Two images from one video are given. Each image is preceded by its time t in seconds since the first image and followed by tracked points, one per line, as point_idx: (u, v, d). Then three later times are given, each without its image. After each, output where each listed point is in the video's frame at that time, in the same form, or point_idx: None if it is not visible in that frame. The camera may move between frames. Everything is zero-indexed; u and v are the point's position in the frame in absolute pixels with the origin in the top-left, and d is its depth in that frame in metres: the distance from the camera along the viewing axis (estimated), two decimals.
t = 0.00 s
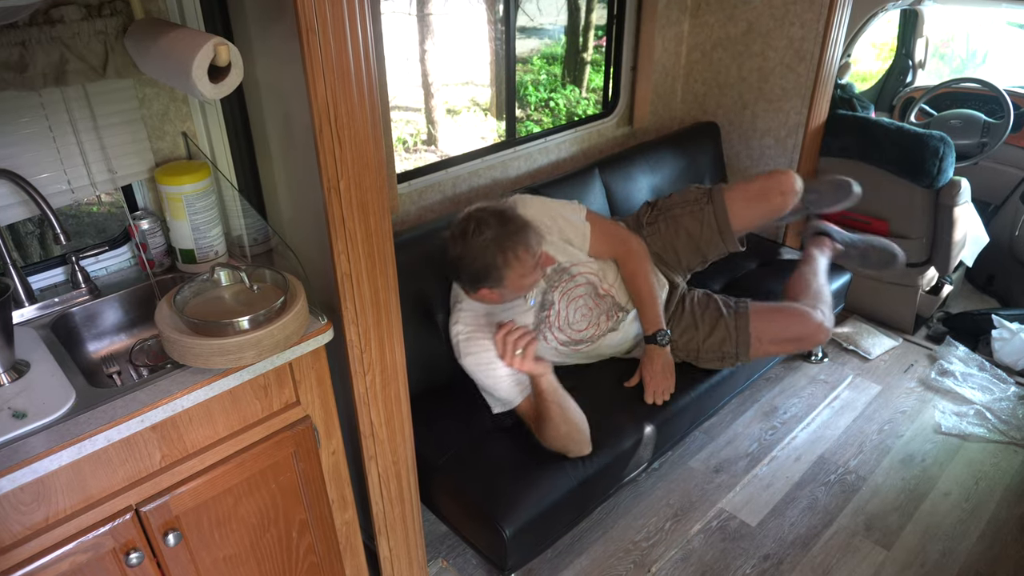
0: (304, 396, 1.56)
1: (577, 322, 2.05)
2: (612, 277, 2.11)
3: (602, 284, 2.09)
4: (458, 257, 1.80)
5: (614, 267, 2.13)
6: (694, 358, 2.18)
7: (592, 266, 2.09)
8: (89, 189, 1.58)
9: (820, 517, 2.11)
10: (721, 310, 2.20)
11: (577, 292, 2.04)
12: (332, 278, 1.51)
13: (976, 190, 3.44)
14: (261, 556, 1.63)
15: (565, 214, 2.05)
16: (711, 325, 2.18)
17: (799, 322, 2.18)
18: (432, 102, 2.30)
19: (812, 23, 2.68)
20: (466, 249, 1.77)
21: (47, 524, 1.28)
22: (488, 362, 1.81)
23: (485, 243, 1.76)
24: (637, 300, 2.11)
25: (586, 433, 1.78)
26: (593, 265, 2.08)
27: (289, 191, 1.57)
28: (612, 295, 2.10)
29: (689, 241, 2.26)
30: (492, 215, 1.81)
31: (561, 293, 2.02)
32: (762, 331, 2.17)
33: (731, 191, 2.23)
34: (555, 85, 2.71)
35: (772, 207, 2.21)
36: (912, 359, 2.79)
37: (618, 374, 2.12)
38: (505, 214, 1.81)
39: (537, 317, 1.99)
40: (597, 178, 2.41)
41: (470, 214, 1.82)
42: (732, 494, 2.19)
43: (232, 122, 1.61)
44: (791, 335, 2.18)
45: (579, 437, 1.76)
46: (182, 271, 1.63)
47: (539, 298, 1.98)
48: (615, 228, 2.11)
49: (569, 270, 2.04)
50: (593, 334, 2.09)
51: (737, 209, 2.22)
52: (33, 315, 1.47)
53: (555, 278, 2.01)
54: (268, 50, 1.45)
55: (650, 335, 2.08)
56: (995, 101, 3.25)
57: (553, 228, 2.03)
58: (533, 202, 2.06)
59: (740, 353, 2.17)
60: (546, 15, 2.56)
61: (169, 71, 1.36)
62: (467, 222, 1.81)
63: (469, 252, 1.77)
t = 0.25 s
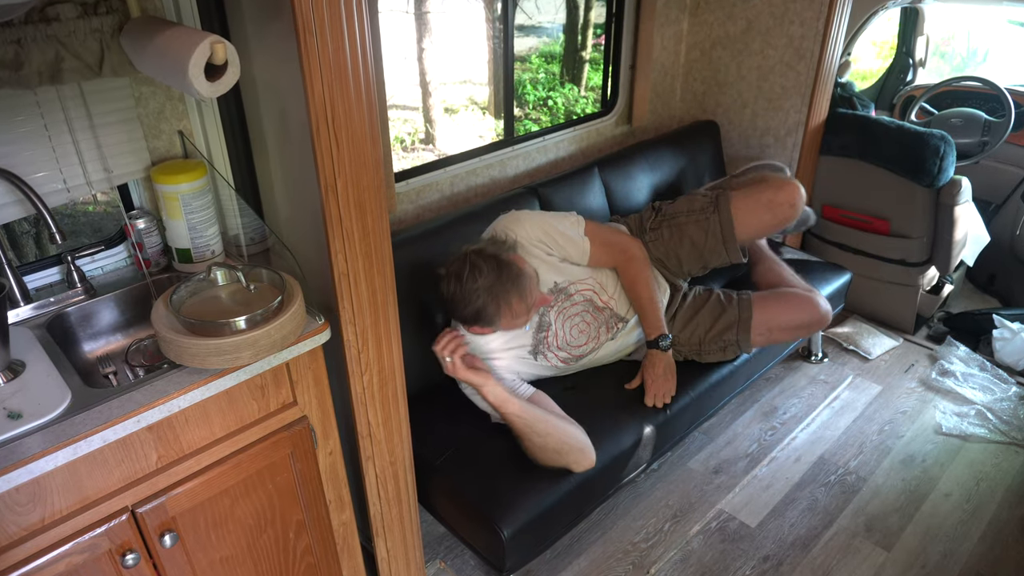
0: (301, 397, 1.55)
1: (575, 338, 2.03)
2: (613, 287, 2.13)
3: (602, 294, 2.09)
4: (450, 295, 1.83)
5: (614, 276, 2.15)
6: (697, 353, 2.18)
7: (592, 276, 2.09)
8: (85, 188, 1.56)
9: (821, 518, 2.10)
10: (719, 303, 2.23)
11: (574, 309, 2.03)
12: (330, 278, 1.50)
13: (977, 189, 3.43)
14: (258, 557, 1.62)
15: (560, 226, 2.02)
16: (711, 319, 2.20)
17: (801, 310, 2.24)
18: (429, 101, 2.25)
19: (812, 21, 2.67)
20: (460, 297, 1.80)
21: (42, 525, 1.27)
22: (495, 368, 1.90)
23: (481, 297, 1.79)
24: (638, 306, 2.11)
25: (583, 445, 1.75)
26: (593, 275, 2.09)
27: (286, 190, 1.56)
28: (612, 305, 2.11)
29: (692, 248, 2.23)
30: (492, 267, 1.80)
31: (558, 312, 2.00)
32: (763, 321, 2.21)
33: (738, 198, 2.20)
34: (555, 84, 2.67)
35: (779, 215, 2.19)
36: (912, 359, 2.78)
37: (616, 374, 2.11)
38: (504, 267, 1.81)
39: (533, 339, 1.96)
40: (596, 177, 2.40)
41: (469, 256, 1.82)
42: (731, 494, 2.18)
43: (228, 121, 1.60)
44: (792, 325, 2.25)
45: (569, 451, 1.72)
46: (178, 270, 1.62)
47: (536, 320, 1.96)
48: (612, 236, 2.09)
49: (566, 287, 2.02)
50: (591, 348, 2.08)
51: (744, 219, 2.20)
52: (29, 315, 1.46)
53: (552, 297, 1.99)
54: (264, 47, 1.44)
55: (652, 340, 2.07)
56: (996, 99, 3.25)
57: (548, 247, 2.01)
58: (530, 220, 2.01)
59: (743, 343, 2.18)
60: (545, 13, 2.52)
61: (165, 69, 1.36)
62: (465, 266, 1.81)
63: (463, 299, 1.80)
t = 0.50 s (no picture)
0: (298, 397, 1.54)
1: (572, 349, 2.04)
2: (611, 295, 2.10)
3: (599, 302, 2.08)
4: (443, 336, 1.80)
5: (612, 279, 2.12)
6: (700, 350, 2.17)
7: (589, 284, 2.06)
8: (80, 187, 1.55)
9: (820, 519, 2.09)
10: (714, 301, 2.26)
11: (572, 321, 2.02)
12: (326, 277, 1.49)
13: (978, 188, 3.42)
14: (255, 559, 1.61)
15: (558, 241, 1.92)
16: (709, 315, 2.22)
17: (799, 300, 2.29)
18: (427, 99, 2.24)
19: (812, 19, 2.66)
20: (456, 358, 1.78)
21: (37, 526, 1.26)
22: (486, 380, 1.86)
23: (481, 369, 1.79)
24: (634, 309, 2.09)
25: (551, 455, 1.69)
26: (591, 284, 2.06)
27: (282, 189, 1.55)
28: (609, 312, 2.10)
29: (705, 264, 2.27)
30: (501, 344, 1.78)
31: (556, 328, 1.99)
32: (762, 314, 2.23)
33: (759, 221, 2.30)
34: (552, 82, 2.65)
35: (795, 240, 2.35)
36: (913, 359, 2.77)
37: (615, 375, 2.10)
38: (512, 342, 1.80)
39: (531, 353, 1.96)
40: (595, 175, 2.39)
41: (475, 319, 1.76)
42: (731, 495, 2.17)
43: (224, 119, 1.59)
44: (792, 318, 2.28)
45: (535, 460, 1.68)
46: (174, 269, 1.60)
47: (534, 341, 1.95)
48: (604, 240, 2.01)
49: (564, 304, 2.00)
50: (590, 356, 2.08)
51: (760, 241, 2.32)
52: (23, 315, 1.44)
53: (550, 314, 1.97)
54: (260, 45, 1.44)
55: (651, 342, 2.06)
56: (997, 97, 3.24)
57: (547, 264, 1.93)
58: (528, 237, 1.90)
59: (745, 334, 2.17)
60: (542, 11, 2.50)
61: (160, 66, 1.35)
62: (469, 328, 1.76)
63: (460, 363, 1.79)
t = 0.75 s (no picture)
0: (294, 397, 1.53)
1: (570, 354, 2.02)
2: (612, 298, 2.09)
3: (599, 305, 2.06)
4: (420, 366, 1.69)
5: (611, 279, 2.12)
6: (702, 348, 2.16)
7: (589, 287, 2.05)
8: (75, 186, 1.55)
9: (820, 520, 2.08)
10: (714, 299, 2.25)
11: (569, 326, 2.01)
12: (323, 276, 1.48)
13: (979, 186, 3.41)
14: (251, 560, 1.59)
15: (553, 246, 1.91)
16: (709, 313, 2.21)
17: (799, 298, 2.27)
18: (424, 98, 2.24)
19: (811, 17, 2.65)
20: (429, 390, 1.66)
21: (31, 528, 1.25)
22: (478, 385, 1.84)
23: (449, 407, 1.63)
24: (634, 307, 2.05)
25: (511, 460, 1.63)
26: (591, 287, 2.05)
27: (278, 188, 1.54)
28: (609, 314, 2.08)
29: (713, 273, 2.21)
30: (468, 388, 1.61)
31: (552, 334, 1.98)
32: (762, 311, 2.23)
33: (770, 236, 2.21)
34: (550, 80, 2.64)
35: (802, 259, 2.25)
36: (914, 359, 2.76)
37: (614, 375, 2.09)
38: (481, 390, 1.62)
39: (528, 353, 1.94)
40: (594, 174, 2.38)
41: (455, 354, 1.63)
42: (730, 496, 2.16)
43: (220, 117, 1.58)
44: (793, 318, 2.27)
45: (494, 463, 1.62)
46: (169, 269, 1.59)
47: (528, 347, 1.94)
48: (602, 240, 1.98)
49: (561, 310, 1.99)
50: (587, 359, 2.07)
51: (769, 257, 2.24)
52: (17, 315, 1.44)
53: (546, 320, 1.96)
54: (256, 43, 1.43)
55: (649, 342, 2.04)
56: (998, 95, 3.21)
57: (542, 271, 1.92)
58: (524, 243, 1.89)
59: (746, 331, 2.15)
60: (541, 9, 2.50)
61: (156, 64, 1.34)
62: (449, 364, 1.63)
63: (433, 395, 1.67)
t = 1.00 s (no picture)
0: (290, 398, 1.52)
1: (563, 364, 1.99)
2: (609, 306, 2.05)
3: (594, 314, 2.02)
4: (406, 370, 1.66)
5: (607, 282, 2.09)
6: (701, 351, 2.16)
7: (583, 295, 2.01)
8: (69, 184, 1.53)
9: (821, 521, 2.06)
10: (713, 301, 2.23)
11: (563, 336, 1.97)
12: (319, 275, 1.47)
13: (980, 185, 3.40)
14: (246, 562, 1.58)
15: (545, 251, 1.88)
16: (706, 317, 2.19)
17: (798, 299, 2.24)
18: (421, 95, 2.27)
19: (811, 14, 2.64)
20: (411, 397, 1.64)
21: (25, 529, 1.24)
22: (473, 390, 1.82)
23: (424, 420, 1.60)
24: (630, 309, 2.02)
25: (490, 467, 1.60)
26: (587, 295, 2.01)
27: (274, 186, 1.53)
28: (605, 323, 2.05)
29: (717, 285, 2.16)
30: (447, 409, 1.57)
31: (545, 344, 1.94)
32: (761, 312, 2.20)
33: (776, 252, 2.19)
34: (549, 78, 2.65)
35: (803, 274, 2.24)
36: (914, 359, 2.75)
37: (612, 375, 2.08)
38: (460, 414, 1.58)
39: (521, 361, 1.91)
40: (592, 173, 2.37)
41: (443, 371, 1.59)
42: (730, 497, 2.15)
43: (215, 115, 1.56)
44: (794, 318, 2.24)
45: (471, 471, 1.60)
46: (164, 268, 1.57)
47: (519, 358, 1.91)
48: (597, 241, 1.96)
49: (555, 321, 1.95)
50: (581, 369, 2.03)
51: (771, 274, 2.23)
52: (11, 314, 1.42)
53: (539, 332, 1.92)
54: (251, 39, 1.41)
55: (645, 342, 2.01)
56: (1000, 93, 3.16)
57: (534, 279, 1.89)
58: (515, 250, 1.87)
59: (746, 334, 2.13)
60: (539, 6, 2.52)
61: (151, 61, 1.33)
62: (433, 378, 1.60)
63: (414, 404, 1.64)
